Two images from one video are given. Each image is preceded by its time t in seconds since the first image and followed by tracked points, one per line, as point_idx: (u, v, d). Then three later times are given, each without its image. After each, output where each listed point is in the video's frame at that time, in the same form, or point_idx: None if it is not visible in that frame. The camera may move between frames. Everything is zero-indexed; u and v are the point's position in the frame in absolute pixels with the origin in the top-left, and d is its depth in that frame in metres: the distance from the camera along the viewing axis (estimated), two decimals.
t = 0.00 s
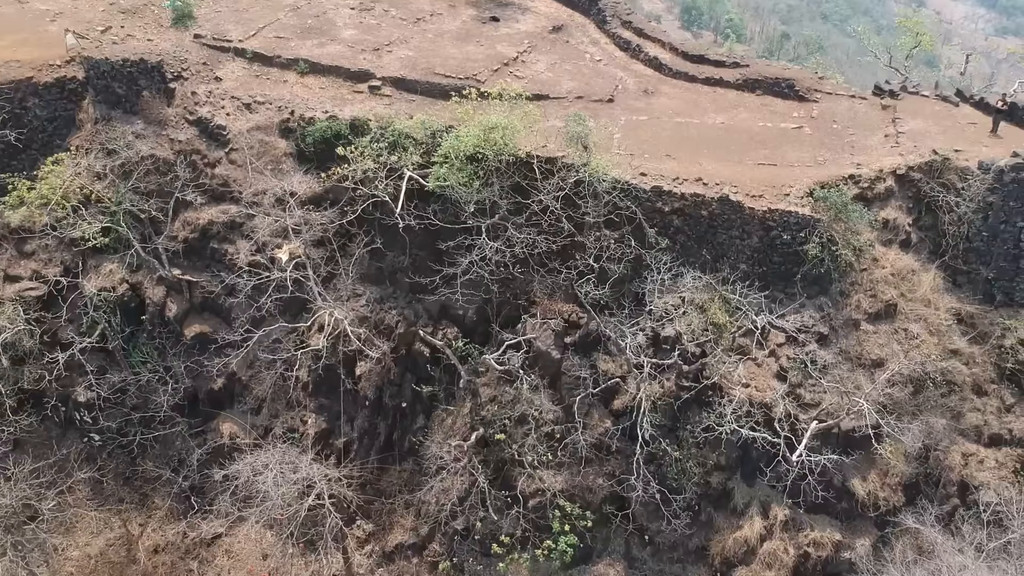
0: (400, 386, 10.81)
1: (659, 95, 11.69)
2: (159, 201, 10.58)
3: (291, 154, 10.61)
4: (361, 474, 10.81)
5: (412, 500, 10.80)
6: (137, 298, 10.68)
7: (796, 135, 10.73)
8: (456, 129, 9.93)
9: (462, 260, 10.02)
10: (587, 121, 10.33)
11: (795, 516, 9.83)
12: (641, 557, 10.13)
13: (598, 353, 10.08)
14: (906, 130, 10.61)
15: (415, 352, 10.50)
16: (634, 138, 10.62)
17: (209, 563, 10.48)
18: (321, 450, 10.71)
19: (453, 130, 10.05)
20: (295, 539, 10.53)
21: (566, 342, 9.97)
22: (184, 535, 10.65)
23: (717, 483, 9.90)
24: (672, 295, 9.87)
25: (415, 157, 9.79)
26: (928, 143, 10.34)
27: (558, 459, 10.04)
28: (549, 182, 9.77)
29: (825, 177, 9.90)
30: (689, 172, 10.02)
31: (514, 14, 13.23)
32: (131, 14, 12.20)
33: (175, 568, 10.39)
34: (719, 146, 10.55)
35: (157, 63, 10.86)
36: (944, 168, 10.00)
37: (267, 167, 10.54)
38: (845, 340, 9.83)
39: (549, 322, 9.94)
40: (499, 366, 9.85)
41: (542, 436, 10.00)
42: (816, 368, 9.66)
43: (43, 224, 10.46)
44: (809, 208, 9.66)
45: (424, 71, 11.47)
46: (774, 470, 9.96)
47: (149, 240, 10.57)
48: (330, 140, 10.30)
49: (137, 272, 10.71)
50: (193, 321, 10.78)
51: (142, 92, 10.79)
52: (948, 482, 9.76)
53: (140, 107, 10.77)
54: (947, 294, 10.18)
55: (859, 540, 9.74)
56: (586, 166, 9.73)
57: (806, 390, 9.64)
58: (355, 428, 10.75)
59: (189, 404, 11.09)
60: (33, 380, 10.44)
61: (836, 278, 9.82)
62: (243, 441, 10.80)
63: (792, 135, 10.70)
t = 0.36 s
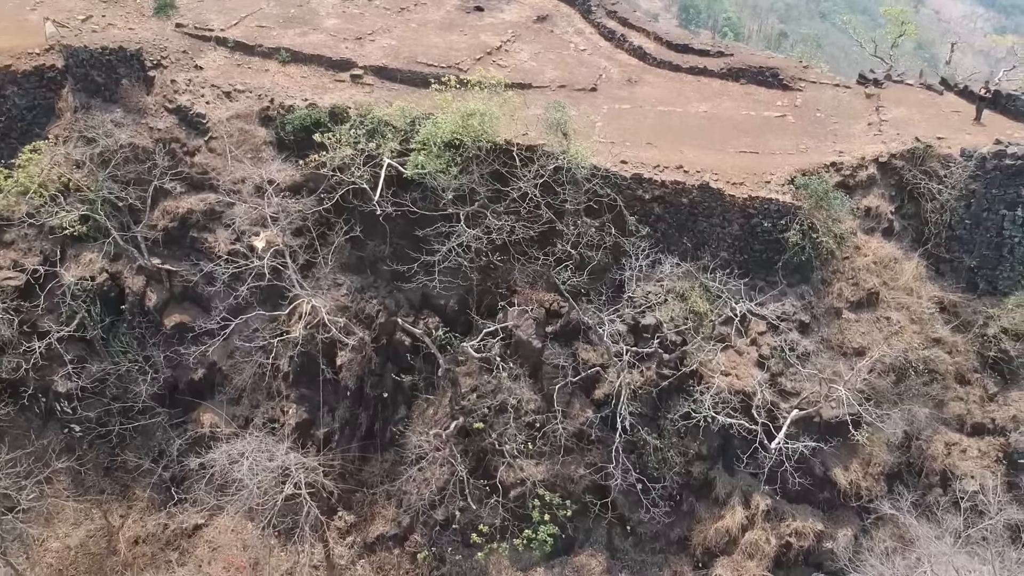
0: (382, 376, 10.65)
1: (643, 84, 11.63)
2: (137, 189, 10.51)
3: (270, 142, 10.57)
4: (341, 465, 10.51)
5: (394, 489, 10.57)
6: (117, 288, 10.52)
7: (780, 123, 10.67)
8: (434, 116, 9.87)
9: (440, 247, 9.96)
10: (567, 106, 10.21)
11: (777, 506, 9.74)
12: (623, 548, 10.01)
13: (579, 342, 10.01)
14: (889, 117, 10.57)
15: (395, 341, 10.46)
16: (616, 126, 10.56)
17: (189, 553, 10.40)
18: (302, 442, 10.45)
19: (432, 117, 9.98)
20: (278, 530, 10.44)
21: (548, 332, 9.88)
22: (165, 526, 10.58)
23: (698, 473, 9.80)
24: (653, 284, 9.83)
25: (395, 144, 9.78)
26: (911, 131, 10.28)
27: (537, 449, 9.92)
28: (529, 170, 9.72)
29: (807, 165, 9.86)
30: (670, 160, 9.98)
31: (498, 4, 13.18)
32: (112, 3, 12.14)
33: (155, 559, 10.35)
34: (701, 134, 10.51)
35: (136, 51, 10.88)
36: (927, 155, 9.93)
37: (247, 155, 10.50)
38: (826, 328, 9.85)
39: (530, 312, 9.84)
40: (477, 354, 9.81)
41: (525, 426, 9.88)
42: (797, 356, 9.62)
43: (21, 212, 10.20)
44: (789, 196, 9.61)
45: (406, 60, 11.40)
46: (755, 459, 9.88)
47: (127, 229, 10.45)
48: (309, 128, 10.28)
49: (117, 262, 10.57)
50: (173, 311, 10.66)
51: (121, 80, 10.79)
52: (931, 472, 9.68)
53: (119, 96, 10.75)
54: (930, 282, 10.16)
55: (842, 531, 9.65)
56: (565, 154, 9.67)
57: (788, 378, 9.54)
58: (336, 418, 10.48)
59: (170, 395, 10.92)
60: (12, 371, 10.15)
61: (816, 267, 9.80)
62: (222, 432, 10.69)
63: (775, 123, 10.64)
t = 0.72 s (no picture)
0: (360, 365, 10.62)
1: (626, 72, 11.56)
2: (114, 176, 10.36)
3: (248, 129, 10.53)
4: (319, 453, 10.51)
5: (374, 480, 10.47)
6: (94, 276, 10.44)
7: (761, 110, 10.62)
8: (409, 102, 9.79)
9: (416, 233, 9.89)
10: (545, 91, 10.09)
11: (757, 495, 9.64)
12: (603, 537, 9.90)
13: (559, 330, 9.93)
14: (871, 104, 10.53)
15: (374, 330, 10.40)
16: (596, 113, 10.51)
17: (167, 543, 10.24)
18: (281, 431, 10.38)
19: (408, 102, 9.87)
20: (258, 521, 10.29)
21: (527, 320, 9.83)
22: (144, 516, 10.42)
23: (677, 461, 9.70)
24: (633, 271, 9.78)
25: (372, 132, 9.69)
26: (892, 117, 10.24)
27: (516, 437, 9.81)
28: (505, 156, 9.66)
29: (786, 151, 9.83)
30: (649, 146, 9.95)
31: None
32: None
33: (135, 549, 10.20)
34: (681, 121, 10.47)
35: (114, 37, 10.69)
36: (908, 141, 9.91)
37: (225, 142, 10.46)
38: (806, 315, 9.78)
39: (509, 300, 9.78)
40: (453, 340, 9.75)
41: (506, 415, 9.79)
42: (777, 344, 9.55)
43: None
44: (768, 181, 9.56)
45: (386, 48, 11.35)
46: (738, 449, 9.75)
47: (104, 216, 10.34)
48: (287, 115, 10.25)
49: (94, 250, 10.48)
50: (151, 299, 10.57)
51: (99, 67, 10.63)
52: (913, 460, 9.58)
53: (97, 83, 10.61)
54: (911, 270, 10.12)
55: (823, 519, 9.59)
56: (543, 140, 9.60)
57: (767, 365, 9.49)
58: (315, 408, 10.48)
59: (147, 385, 10.76)
60: None
61: (796, 253, 9.74)
62: (201, 420, 10.59)
63: (756, 110, 10.60)
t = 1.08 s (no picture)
0: (339, 354, 10.41)
1: (608, 60, 11.50)
2: (90, 164, 10.31)
3: (226, 116, 10.53)
4: (298, 443, 10.32)
5: (353, 470, 10.31)
6: (71, 265, 10.38)
7: (740, 97, 10.69)
8: (385, 86, 9.75)
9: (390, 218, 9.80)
10: (522, 76, 10.02)
11: (737, 484, 9.44)
12: (583, 526, 9.78)
13: (538, 318, 9.81)
14: (853, 90, 10.64)
15: (353, 318, 10.24)
16: (576, 100, 10.50)
17: (146, 534, 10.05)
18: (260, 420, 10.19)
19: (384, 87, 9.77)
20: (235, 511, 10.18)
21: (505, 308, 9.74)
22: (123, 506, 10.27)
23: (657, 449, 9.56)
24: (612, 258, 9.72)
25: (348, 118, 9.65)
26: (873, 103, 10.34)
27: (495, 426, 9.72)
28: (482, 142, 9.64)
29: (766, 137, 9.89)
30: (627, 132, 9.96)
31: None
32: None
33: (113, 540, 10.04)
34: (661, 108, 10.49)
35: (91, 23, 10.66)
36: (888, 126, 9.98)
37: (202, 130, 10.43)
38: (785, 302, 9.73)
39: (490, 288, 9.73)
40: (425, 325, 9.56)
41: (484, 403, 9.71)
42: (757, 331, 9.47)
43: None
44: (748, 167, 9.62)
45: (367, 35, 11.31)
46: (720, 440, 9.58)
47: (80, 203, 10.27)
48: (264, 101, 10.18)
49: (71, 238, 10.40)
50: (128, 288, 10.49)
51: (75, 53, 10.62)
52: (894, 449, 9.45)
53: (73, 70, 10.61)
54: (892, 256, 10.09)
55: (802, 508, 9.35)
56: (520, 126, 9.53)
57: (745, 352, 9.41)
58: (294, 397, 10.29)
59: (125, 374, 10.68)
60: None
61: (775, 239, 9.72)
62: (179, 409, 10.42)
63: (736, 97, 10.68)
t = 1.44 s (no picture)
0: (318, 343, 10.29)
1: (588, 48, 11.45)
2: (65, 151, 10.23)
3: (202, 103, 10.46)
4: (277, 433, 10.21)
5: (331, 460, 10.18)
6: (47, 253, 10.32)
7: (720, 84, 10.67)
8: (359, 72, 9.72)
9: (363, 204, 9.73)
10: (499, 61, 9.96)
11: (716, 472, 9.34)
12: (561, 516, 9.71)
13: (517, 306, 9.70)
14: (833, 77, 10.62)
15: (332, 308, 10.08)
16: (554, 86, 10.47)
17: (123, 524, 9.90)
18: (238, 410, 10.11)
19: (357, 72, 9.74)
20: (214, 501, 10.02)
21: (483, 296, 9.61)
22: (101, 496, 10.09)
23: (635, 438, 9.52)
24: (591, 246, 9.67)
25: (322, 104, 9.64)
26: (854, 90, 10.33)
27: (472, 415, 9.65)
28: (457, 127, 9.61)
29: (745, 124, 9.88)
30: (605, 119, 9.97)
31: None
32: None
33: (90, 530, 9.84)
34: (640, 94, 10.48)
35: (67, 10, 10.65)
36: (867, 113, 9.98)
37: (177, 117, 10.37)
38: (763, 289, 9.68)
39: (468, 276, 9.62)
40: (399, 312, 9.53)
41: (463, 393, 9.60)
42: (736, 318, 9.39)
43: None
44: (725, 154, 9.60)
45: (345, 22, 11.30)
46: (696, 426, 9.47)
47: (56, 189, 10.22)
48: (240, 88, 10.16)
49: (47, 227, 10.38)
50: (105, 277, 10.37)
51: (50, 40, 10.58)
52: (874, 437, 9.33)
53: (49, 57, 10.56)
54: (873, 244, 10.05)
55: (783, 497, 9.23)
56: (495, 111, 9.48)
57: (724, 340, 9.31)
58: (272, 386, 10.15)
59: (102, 363, 10.54)
60: None
61: (752, 226, 9.69)
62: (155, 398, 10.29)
63: (715, 84, 10.66)
